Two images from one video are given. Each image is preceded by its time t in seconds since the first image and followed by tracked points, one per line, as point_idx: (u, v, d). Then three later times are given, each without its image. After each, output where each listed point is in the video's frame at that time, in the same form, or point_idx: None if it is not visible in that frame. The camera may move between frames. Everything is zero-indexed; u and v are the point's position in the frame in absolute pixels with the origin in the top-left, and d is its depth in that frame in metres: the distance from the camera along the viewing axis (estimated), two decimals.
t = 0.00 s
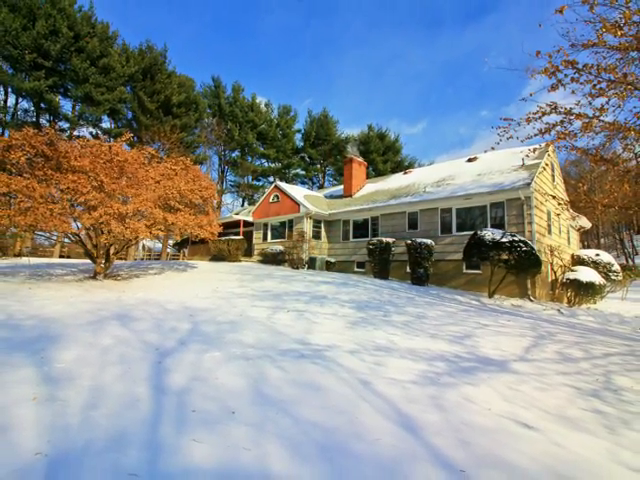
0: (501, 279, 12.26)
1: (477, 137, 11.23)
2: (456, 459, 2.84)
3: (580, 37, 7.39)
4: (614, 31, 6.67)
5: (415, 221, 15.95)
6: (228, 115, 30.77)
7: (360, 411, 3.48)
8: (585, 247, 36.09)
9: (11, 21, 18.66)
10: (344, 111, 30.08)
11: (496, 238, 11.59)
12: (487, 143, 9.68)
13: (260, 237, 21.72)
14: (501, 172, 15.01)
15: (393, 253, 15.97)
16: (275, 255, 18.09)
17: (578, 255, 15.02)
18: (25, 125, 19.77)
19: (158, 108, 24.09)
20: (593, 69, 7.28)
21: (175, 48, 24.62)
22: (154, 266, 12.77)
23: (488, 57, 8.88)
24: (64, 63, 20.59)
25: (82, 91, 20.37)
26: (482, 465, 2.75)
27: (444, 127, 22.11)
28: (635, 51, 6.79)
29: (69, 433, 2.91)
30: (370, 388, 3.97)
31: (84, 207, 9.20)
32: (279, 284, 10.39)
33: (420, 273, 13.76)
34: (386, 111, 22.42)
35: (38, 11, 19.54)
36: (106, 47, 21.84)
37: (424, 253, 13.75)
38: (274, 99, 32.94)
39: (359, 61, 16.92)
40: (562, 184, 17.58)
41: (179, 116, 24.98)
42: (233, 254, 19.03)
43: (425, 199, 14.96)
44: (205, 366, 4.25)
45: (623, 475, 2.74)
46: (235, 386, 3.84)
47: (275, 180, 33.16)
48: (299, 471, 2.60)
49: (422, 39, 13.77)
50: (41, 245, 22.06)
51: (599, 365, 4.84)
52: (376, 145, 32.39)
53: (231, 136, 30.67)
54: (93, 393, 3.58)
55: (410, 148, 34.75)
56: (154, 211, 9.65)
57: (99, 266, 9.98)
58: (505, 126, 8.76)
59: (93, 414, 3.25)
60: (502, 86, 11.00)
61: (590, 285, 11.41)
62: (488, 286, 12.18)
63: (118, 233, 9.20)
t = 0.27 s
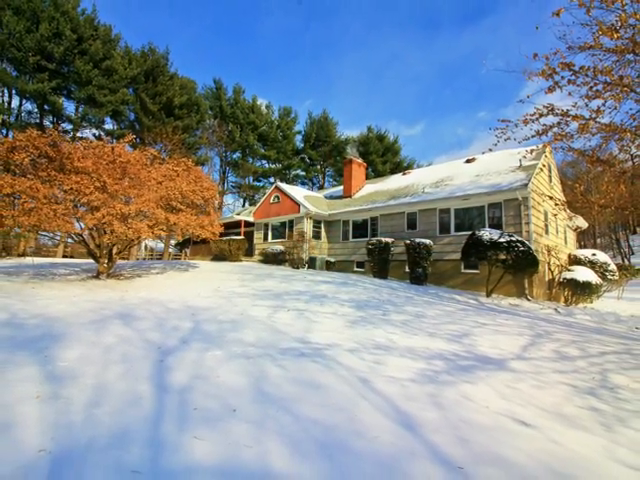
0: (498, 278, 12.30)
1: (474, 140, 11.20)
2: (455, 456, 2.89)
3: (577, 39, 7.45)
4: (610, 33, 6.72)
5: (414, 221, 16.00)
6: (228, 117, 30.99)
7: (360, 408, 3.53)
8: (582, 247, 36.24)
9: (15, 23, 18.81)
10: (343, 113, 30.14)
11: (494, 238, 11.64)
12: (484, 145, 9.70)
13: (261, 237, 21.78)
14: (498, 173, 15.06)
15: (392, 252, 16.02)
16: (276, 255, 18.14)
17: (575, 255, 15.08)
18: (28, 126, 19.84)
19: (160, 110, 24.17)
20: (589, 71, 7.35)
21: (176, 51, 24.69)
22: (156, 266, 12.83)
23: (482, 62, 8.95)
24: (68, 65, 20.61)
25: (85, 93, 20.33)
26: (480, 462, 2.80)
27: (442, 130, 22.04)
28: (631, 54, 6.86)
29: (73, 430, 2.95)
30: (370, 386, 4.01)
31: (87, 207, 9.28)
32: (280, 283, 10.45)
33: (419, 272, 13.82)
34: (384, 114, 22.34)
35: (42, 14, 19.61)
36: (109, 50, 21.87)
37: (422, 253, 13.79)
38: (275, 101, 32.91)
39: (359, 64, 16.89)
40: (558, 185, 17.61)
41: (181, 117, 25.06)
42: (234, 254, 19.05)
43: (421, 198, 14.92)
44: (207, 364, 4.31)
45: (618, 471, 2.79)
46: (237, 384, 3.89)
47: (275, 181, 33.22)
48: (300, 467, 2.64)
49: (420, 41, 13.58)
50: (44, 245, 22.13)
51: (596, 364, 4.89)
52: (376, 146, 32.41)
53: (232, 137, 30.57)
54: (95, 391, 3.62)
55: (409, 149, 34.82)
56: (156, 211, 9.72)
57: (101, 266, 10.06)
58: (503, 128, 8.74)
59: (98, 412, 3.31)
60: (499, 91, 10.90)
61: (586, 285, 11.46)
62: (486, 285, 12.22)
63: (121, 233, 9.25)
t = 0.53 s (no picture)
0: (496, 277, 12.33)
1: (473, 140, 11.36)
2: (453, 453, 2.93)
3: (573, 42, 7.36)
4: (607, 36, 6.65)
5: (413, 222, 16.06)
6: (230, 118, 30.98)
7: (360, 406, 3.58)
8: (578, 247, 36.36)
9: (19, 26, 18.88)
10: (343, 115, 30.19)
11: (492, 238, 11.69)
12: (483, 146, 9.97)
13: (262, 237, 21.82)
14: (496, 174, 15.09)
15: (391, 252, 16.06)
16: (276, 255, 18.20)
17: (572, 255, 15.11)
18: (32, 128, 19.92)
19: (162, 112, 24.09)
20: (585, 73, 7.35)
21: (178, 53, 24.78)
22: (158, 265, 12.90)
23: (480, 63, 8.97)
24: (71, 67, 20.60)
25: (88, 95, 20.38)
26: (478, 459, 2.84)
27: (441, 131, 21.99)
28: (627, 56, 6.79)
29: (76, 428, 3.00)
30: (369, 384, 4.06)
31: (90, 207, 9.33)
32: (280, 283, 10.50)
33: (418, 271, 13.87)
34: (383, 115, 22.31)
35: (45, 17, 19.69)
36: (111, 52, 21.89)
37: (421, 252, 13.84)
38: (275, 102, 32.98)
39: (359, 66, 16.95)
40: (555, 186, 17.61)
41: (183, 119, 25.13)
42: (236, 254, 19.04)
43: (419, 198, 14.96)
44: (208, 363, 4.36)
45: (614, 468, 2.83)
46: (238, 382, 3.94)
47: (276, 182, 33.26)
48: (299, 465, 2.68)
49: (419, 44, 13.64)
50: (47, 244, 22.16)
51: (592, 362, 4.93)
52: (375, 147, 32.41)
53: (233, 139, 30.90)
54: (98, 389, 3.67)
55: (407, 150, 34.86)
56: (158, 212, 9.76)
57: (104, 265, 10.11)
58: (501, 129, 8.93)
59: (101, 410, 3.37)
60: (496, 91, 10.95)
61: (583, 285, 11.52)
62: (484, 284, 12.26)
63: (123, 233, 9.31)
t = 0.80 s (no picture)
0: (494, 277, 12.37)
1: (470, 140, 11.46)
2: (451, 450, 2.97)
3: (570, 44, 7.45)
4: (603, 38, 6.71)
5: (412, 222, 16.14)
6: (230, 120, 31.22)
7: (360, 404, 3.62)
8: (575, 247, 36.52)
9: (22, 29, 18.69)
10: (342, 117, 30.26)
11: (489, 239, 11.75)
12: (480, 148, 10.11)
13: (262, 237, 21.87)
14: (494, 175, 15.12)
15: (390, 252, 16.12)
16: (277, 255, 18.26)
17: (568, 254, 15.17)
18: (35, 129, 19.98)
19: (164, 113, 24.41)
20: (582, 75, 7.39)
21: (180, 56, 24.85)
22: (160, 265, 12.96)
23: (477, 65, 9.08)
24: (73, 69, 20.86)
25: (91, 97, 20.47)
26: (475, 456, 2.88)
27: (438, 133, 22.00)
28: (623, 59, 6.83)
29: (78, 426, 3.05)
30: (368, 382, 4.11)
31: (93, 208, 9.38)
32: (280, 282, 10.55)
33: (417, 271, 13.92)
34: (382, 120, 22.32)
35: (49, 20, 19.60)
36: (114, 54, 21.93)
37: (419, 252, 13.88)
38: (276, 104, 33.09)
39: (353, 92, 16.63)
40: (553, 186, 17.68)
41: (184, 120, 25.35)
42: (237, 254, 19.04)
43: (418, 199, 15.00)
44: (210, 361, 4.41)
45: (609, 465, 2.87)
46: (239, 380, 3.99)
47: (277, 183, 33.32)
48: (299, 462, 2.73)
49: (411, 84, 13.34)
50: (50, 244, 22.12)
51: (589, 361, 4.98)
52: (374, 148, 32.48)
53: (234, 140, 30.99)
54: (101, 387, 3.72)
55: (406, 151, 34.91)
56: (160, 212, 9.81)
57: (107, 265, 10.14)
58: (498, 130, 8.99)
59: (105, 407, 3.43)
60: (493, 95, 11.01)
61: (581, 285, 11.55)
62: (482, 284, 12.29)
63: (126, 233, 9.35)
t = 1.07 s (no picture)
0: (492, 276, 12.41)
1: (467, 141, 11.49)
2: (449, 447, 3.01)
3: (567, 46, 7.54)
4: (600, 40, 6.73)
5: (411, 222, 16.19)
6: (232, 121, 30.98)
7: (359, 402, 3.67)
8: (572, 247, 36.66)
9: (26, 31, 18.82)
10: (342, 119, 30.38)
11: (487, 239, 11.80)
12: (478, 148, 10.19)
13: (263, 237, 21.94)
14: (492, 175, 15.17)
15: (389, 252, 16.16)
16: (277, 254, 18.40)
17: (566, 254, 15.23)
18: (39, 131, 20.07)
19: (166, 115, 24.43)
20: (579, 77, 7.36)
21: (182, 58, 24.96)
22: (162, 265, 13.05)
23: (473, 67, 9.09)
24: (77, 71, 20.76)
25: (93, 98, 20.65)
26: (473, 453, 2.92)
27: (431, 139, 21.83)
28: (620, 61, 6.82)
29: (81, 424, 3.09)
30: (368, 381, 4.16)
31: (96, 208, 9.43)
32: (280, 282, 10.61)
33: (415, 271, 13.97)
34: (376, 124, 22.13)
35: (52, 22, 19.67)
36: (117, 56, 22.01)
37: (417, 251, 13.92)
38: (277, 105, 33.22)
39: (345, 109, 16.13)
40: (551, 186, 17.74)
41: (186, 122, 25.51)
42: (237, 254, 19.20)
43: (417, 199, 15.04)
44: (211, 360, 4.46)
45: (605, 462, 2.92)
46: (240, 379, 4.04)
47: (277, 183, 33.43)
48: (299, 459, 2.76)
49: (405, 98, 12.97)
50: (53, 244, 22.28)
51: (586, 359, 5.04)
52: (373, 150, 32.64)
53: (235, 141, 30.80)
54: (104, 386, 3.77)
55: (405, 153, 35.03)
56: (162, 212, 9.87)
57: (109, 265, 10.19)
58: (496, 131, 9.18)
59: (108, 405, 3.47)
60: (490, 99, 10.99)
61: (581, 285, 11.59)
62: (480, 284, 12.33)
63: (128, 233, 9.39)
